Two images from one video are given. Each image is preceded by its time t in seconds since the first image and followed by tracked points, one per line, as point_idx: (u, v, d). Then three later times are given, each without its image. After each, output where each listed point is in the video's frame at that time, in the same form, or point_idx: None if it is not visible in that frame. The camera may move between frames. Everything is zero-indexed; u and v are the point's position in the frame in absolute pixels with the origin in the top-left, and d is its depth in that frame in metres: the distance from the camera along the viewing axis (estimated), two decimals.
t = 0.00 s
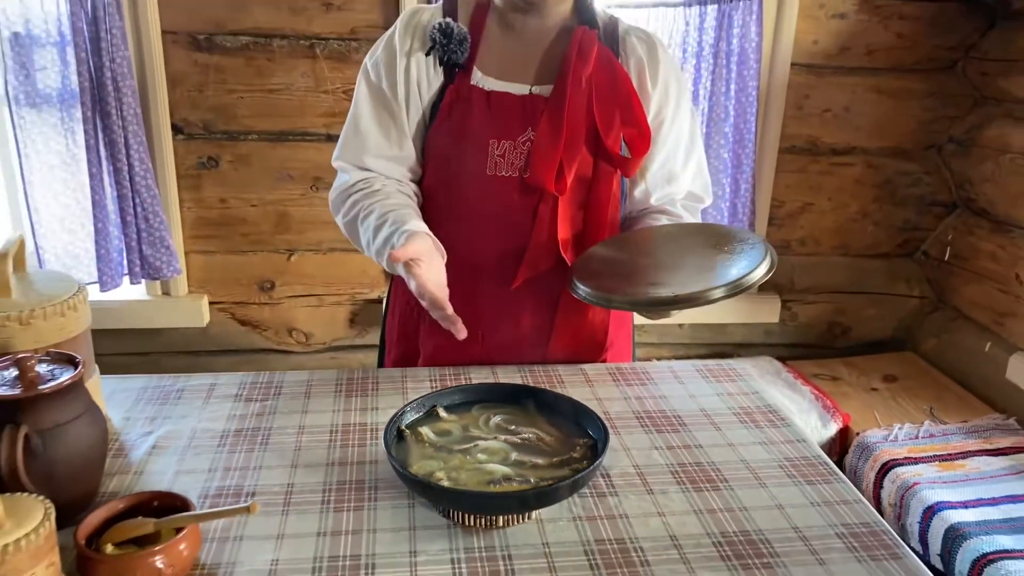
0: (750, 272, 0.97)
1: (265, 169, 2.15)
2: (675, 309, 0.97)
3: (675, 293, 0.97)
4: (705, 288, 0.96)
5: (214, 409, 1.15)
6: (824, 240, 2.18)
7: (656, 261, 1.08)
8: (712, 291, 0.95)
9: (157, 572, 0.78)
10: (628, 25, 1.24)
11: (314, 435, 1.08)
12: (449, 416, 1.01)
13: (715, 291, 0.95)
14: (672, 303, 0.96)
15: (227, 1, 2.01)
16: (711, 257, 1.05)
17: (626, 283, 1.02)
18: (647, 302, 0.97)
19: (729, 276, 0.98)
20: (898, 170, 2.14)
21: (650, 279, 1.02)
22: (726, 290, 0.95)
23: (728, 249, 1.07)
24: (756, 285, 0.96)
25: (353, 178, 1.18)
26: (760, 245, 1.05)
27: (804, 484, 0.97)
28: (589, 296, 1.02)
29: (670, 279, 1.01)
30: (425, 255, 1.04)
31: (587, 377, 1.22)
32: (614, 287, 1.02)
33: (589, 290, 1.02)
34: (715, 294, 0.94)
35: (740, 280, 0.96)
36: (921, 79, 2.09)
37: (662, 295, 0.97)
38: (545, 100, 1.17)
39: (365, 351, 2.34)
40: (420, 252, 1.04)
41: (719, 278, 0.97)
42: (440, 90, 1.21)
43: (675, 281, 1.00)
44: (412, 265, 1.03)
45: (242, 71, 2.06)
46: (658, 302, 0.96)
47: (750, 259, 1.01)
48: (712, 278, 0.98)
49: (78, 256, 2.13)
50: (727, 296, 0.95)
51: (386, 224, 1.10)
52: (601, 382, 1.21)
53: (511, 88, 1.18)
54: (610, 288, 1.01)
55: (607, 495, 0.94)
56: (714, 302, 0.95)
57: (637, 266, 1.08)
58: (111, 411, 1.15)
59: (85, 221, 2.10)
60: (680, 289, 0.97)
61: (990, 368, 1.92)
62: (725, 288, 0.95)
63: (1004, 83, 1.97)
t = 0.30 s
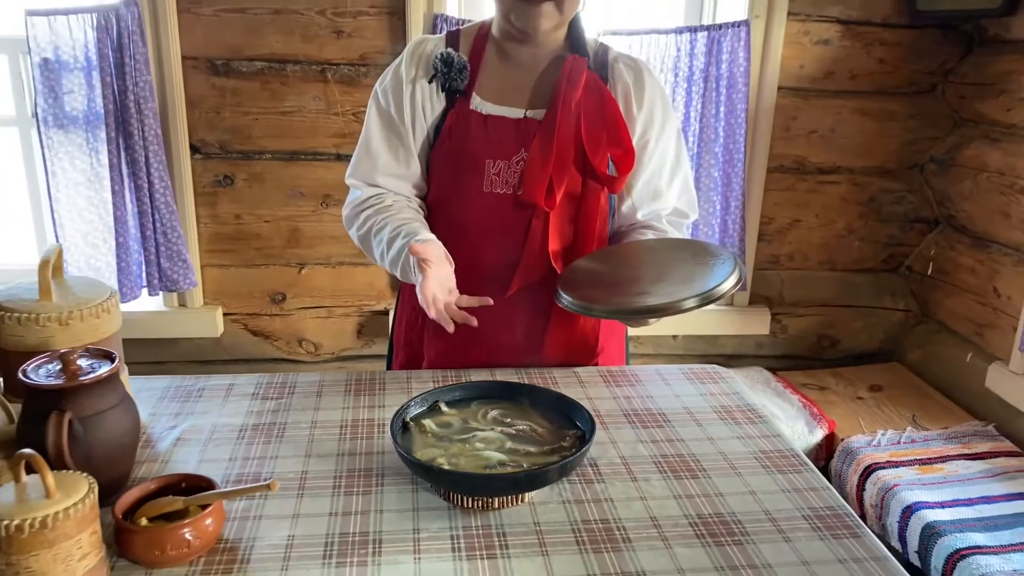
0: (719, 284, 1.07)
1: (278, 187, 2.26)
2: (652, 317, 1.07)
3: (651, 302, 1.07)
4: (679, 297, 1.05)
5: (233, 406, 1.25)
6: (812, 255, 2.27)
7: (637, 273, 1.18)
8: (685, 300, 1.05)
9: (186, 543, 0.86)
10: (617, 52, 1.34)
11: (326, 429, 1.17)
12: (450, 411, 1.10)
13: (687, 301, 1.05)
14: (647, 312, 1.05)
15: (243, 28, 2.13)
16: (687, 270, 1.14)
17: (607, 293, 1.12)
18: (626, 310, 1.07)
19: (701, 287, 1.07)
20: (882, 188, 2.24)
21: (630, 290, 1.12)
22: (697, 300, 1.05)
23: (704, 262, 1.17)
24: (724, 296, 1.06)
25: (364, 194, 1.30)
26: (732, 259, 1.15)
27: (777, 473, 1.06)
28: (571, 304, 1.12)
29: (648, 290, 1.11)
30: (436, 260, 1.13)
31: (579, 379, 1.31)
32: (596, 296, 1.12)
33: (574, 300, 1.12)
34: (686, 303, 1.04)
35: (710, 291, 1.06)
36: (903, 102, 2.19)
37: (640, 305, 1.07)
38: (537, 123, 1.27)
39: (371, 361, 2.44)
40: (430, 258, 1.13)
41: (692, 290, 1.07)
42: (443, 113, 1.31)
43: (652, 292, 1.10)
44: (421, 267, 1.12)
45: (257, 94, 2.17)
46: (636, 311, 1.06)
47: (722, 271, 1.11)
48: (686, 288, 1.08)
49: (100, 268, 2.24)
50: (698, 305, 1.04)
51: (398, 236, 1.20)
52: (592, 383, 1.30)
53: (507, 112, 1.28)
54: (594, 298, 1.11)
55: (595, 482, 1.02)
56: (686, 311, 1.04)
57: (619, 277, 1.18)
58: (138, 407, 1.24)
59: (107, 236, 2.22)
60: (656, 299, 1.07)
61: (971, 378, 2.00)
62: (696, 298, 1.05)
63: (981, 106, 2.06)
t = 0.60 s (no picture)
0: (699, 295, 1.14)
1: (287, 206, 2.35)
2: (638, 326, 1.13)
3: (637, 312, 1.13)
4: (662, 307, 1.12)
5: (245, 410, 1.32)
6: (801, 272, 2.36)
7: (625, 286, 1.25)
8: (668, 310, 1.11)
9: (203, 530, 0.93)
10: (606, 78, 1.42)
11: (333, 430, 1.25)
12: (448, 413, 1.17)
13: (670, 310, 1.11)
14: (633, 321, 1.12)
15: (255, 54, 2.22)
16: (670, 280, 1.21)
17: (596, 305, 1.19)
18: (614, 321, 1.13)
19: (682, 298, 1.14)
20: (867, 208, 2.33)
21: (618, 302, 1.18)
22: (679, 310, 1.11)
23: (686, 275, 1.24)
24: (705, 306, 1.12)
25: (369, 213, 1.38)
26: (712, 271, 1.22)
27: (755, 471, 1.12)
28: (563, 315, 1.19)
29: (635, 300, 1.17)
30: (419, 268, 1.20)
31: (572, 386, 1.38)
32: (586, 308, 1.18)
33: (566, 312, 1.18)
34: (669, 313, 1.10)
35: (691, 301, 1.13)
36: (887, 125, 2.29)
37: (627, 315, 1.13)
38: (531, 147, 1.35)
39: (375, 374, 2.52)
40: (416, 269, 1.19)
41: (675, 300, 1.14)
42: (442, 137, 1.39)
43: (639, 302, 1.16)
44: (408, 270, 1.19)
45: (267, 117, 2.27)
46: (623, 321, 1.12)
47: (703, 283, 1.18)
48: (670, 299, 1.15)
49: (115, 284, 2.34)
50: (680, 314, 1.11)
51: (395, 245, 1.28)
52: (584, 390, 1.37)
53: (503, 136, 1.37)
54: (585, 310, 1.17)
55: (583, 478, 1.10)
56: (669, 320, 1.10)
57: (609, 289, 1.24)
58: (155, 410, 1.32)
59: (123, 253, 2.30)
60: (642, 308, 1.14)
61: (954, 391, 2.07)
62: (678, 308, 1.11)
63: (960, 129, 2.15)
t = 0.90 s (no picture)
0: (687, 320, 1.15)
1: (293, 226, 2.42)
2: (629, 351, 1.14)
3: (627, 337, 1.14)
4: (651, 333, 1.13)
5: (252, 418, 1.38)
6: (793, 290, 2.43)
7: (616, 309, 1.26)
8: (656, 336, 1.12)
9: (213, 527, 0.99)
10: (595, 104, 1.49)
11: (335, 437, 1.30)
12: (446, 420, 1.23)
13: (659, 336, 1.12)
14: (623, 347, 1.12)
15: (263, 79, 2.31)
16: (661, 304, 1.22)
17: (587, 329, 1.20)
18: (604, 345, 1.14)
19: (671, 323, 1.15)
20: (856, 228, 2.40)
21: (609, 326, 1.19)
22: (668, 336, 1.12)
23: (677, 297, 1.25)
24: (692, 332, 1.13)
25: (369, 240, 1.42)
26: (703, 296, 1.23)
27: (738, 476, 1.17)
28: (557, 340, 1.20)
29: (626, 324, 1.18)
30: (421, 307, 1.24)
31: (566, 397, 1.43)
32: (577, 332, 1.19)
33: (560, 337, 1.19)
34: (657, 339, 1.11)
35: (680, 326, 1.14)
36: (875, 147, 2.36)
37: (616, 340, 1.14)
38: (524, 175, 1.40)
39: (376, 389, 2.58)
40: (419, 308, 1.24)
41: (663, 325, 1.15)
42: (439, 165, 1.45)
43: (630, 327, 1.17)
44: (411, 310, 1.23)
45: (274, 140, 2.35)
46: (613, 346, 1.13)
47: (692, 307, 1.19)
48: (659, 324, 1.16)
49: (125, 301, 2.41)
50: (669, 340, 1.12)
51: (396, 278, 1.32)
52: (577, 400, 1.42)
53: (497, 164, 1.43)
54: (577, 335, 1.19)
55: (574, 481, 1.15)
56: (657, 346, 1.11)
57: (601, 311, 1.25)
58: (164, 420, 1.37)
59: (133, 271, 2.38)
60: (632, 333, 1.14)
61: (941, 406, 2.12)
62: (667, 333, 1.12)
63: (945, 151, 2.22)
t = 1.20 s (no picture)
0: (677, 333, 1.19)
1: (297, 244, 2.48)
2: (621, 364, 1.18)
3: (619, 350, 1.18)
4: (641, 346, 1.17)
5: (257, 429, 1.42)
6: (786, 307, 2.48)
7: (609, 323, 1.30)
8: (646, 349, 1.17)
9: (219, 530, 1.03)
10: (588, 126, 1.55)
11: (337, 446, 1.35)
12: (444, 429, 1.27)
13: (648, 349, 1.17)
14: (614, 360, 1.17)
15: (269, 102, 2.38)
16: (652, 318, 1.26)
17: (580, 343, 1.24)
18: (596, 358, 1.18)
19: (661, 337, 1.19)
20: (848, 246, 2.45)
21: (602, 340, 1.24)
22: (657, 349, 1.16)
23: (667, 311, 1.29)
24: (680, 345, 1.17)
25: (369, 257, 1.46)
26: (692, 310, 1.27)
27: (726, 484, 1.21)
28: (550, 353, 1.25)
29: (618, 338, 1.23)
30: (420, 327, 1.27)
31: (562, 409, 1.47)
32: (571, 346, 1.24)
33: (554, 350, 1.24)
34: (647, 352, 1.15)
35: (669, 340, 1.18)
36: (865, 168, 2.42)
37: (608, 353, 1.19)
38: (520, 194, 1.46)
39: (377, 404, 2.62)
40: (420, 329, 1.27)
41: (653, 338, 1.19)
42: (437, 185, 1.50)
43: (622, 340, 1.22)
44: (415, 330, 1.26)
45: (279, 160, 2.42)
46: (604, 359, 1.18)
47: (682, 321, 1.23)
48: (649, 337, 1.20)
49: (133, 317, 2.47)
50: (659, 353, 1.16)
51: (398, 295, 1.37)
52: (572, 412, 1.47)
53: (494, 184, 1.48)
54: (571, 348, 1.23)
55: (568, 488, 1.19)
56: (647, 358, 1.16)
57: (594, 325, 1.30)
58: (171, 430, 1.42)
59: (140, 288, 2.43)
60: (623, 347, 1.19)
61: (933, 421, 2.16)
62: (656, 347, 1.16)
63: (934, 171, 2.28)
